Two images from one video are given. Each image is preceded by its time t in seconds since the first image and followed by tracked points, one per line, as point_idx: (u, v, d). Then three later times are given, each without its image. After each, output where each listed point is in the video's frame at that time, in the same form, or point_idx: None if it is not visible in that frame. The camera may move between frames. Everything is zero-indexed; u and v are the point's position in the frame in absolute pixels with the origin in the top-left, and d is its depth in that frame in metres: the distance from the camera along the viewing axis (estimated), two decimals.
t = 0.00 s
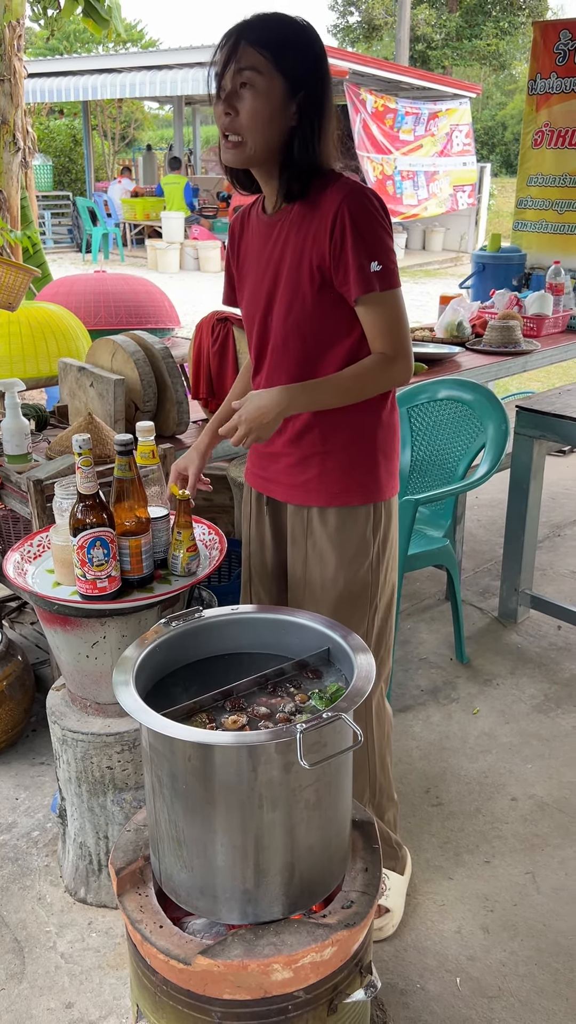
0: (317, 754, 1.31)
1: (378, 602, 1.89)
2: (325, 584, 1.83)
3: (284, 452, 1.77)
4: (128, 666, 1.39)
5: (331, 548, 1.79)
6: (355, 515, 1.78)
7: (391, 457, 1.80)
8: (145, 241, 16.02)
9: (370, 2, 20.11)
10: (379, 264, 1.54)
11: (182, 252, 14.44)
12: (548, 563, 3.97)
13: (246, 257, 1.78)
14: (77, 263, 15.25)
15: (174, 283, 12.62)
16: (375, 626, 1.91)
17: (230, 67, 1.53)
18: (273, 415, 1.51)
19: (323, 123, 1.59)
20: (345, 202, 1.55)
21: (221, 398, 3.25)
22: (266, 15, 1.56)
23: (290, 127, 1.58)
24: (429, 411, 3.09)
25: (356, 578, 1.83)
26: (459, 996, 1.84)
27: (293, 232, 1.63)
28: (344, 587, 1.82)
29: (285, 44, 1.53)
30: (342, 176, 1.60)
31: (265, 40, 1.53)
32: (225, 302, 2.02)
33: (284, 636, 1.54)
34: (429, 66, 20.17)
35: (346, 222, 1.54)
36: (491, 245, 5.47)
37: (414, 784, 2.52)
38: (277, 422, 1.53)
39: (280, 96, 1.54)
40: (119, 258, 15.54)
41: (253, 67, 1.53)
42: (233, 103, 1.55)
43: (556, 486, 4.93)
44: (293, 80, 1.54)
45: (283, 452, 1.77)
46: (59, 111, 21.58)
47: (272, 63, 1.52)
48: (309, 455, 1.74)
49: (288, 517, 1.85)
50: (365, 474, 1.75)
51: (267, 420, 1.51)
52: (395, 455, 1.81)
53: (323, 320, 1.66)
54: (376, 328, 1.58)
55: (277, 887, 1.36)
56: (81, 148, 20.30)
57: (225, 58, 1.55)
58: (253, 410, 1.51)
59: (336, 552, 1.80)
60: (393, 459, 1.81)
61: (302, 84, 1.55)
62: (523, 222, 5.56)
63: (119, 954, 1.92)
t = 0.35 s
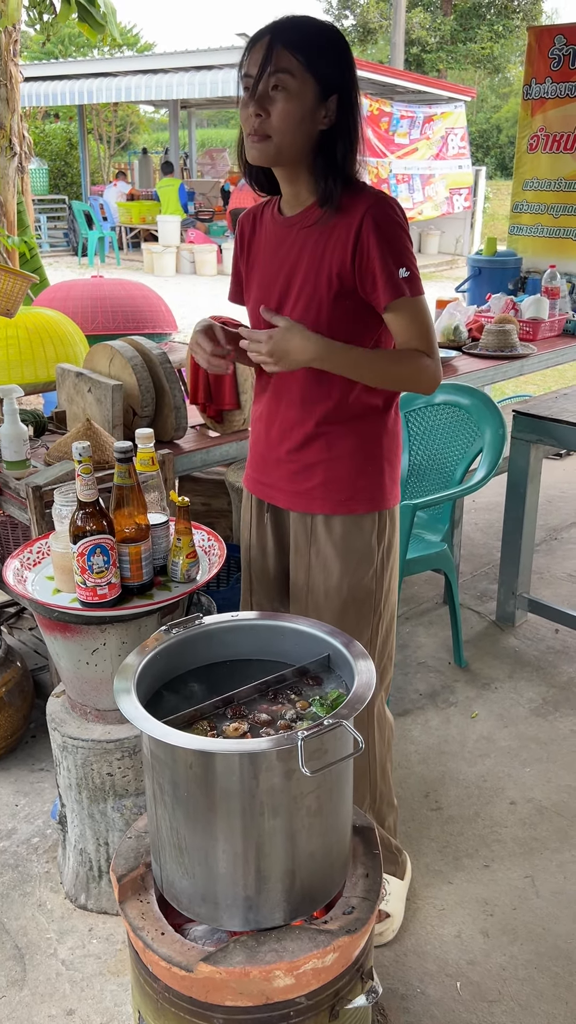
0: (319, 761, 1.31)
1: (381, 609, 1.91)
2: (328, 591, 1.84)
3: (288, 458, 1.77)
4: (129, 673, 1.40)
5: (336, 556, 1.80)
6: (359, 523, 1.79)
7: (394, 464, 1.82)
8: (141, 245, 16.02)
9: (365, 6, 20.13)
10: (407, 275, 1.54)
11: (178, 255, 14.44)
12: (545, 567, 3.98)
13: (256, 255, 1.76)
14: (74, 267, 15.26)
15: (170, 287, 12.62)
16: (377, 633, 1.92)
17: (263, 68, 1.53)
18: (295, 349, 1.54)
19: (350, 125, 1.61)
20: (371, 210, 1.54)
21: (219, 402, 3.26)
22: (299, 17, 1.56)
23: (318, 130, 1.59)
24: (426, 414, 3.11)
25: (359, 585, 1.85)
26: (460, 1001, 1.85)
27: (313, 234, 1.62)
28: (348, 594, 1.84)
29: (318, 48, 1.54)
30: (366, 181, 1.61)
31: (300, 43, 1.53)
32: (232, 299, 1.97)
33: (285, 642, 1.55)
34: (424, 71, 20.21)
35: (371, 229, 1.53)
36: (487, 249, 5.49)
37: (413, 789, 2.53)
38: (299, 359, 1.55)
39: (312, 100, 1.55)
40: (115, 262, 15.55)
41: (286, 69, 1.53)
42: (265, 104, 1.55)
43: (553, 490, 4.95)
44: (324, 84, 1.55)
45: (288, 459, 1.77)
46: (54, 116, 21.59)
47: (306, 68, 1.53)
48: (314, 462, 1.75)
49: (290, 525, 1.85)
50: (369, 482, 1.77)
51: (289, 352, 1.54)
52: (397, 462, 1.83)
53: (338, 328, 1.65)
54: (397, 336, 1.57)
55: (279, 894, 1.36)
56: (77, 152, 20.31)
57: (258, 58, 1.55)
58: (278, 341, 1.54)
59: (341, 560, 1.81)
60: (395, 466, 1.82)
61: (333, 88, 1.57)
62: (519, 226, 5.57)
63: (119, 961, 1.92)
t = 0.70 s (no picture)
0: (326, 764, 1.32)
1: (383, 609, 1.91)
2: (330, 592, 1.85)
3: (292, 460, 1.77)
4: (136, 677, 1.40)
5: (338, 558, 1.81)
6: (363, 526, 1.79)
7: (396, 469, 1.82)
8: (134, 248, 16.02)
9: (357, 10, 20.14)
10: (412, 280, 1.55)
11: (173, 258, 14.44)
12: (543, 568, 3.99)
13: (264, 256, 1.76)
14: (68, 270, 15.25)
15: (164, 290, 12.61)
16: (379, 633, 1.93)
17: (268, 72, 1.55)
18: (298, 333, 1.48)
19: (357, 126, 1.60)
20: (379, 213, 1.55)
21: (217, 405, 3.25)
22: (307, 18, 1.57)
23: (324, 131, 1.59)
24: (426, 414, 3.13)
25: (361, 588, 1.85)
26: (465, 1002, 1.85)
27: (322, 236, 1.62)
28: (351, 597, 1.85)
29: (324, 48, 1.55)
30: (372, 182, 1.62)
31: (304, 44, 1.54)
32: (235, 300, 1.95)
33: (291, 646, 1.55)
34: (416, 73, 20.25)
35: (377, 233, 1.55)
36: (482, 251, 5.51)
37: (415, 791, 2.53)
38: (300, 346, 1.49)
39: (317, 101, 1.56)
40: (109, 265, 15.54)
41: (290, 71, 1.54)
42: (269, 105, 1.56)
43: (550, 491, 4.96)
44: (330, 87, 1.56)
45: (291, 460, 1.77)
46: (47, 119, 21.57)
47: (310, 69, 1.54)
48: (316, 464, 1.75)
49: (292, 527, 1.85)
50: (371, 486, 1.77)
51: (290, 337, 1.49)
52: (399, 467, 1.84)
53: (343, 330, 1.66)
54: (395, 340, 1.57)
55: (286, 897, 1.36)
56: (70, 155, 20.30)
57: (265, 60, 1.56)
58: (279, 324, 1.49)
59: (344, 564, 1.81)
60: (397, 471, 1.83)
61: (339, 89, 1.57)
62: (514, 229, 5.59)
63: (124, 965, 1.92)
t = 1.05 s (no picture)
0: (336, 764, 1.32)
1: (382, 608, 1.90)
2: (327, 591, 1.83)
3: (290, 459, 1.77)
4: (144, 677, 1.40)
5: (334, 557, 1.80)
6: (361, 527, 1.78)
7: (394, 472, 1.80)
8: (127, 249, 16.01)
9: (348, 12, 20.18)
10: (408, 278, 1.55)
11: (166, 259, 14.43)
12: (540, 568, 4.00)
13: (266, 255, 1.77)
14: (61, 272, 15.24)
15: (157, 291, 12.59)
16: (378, 632, 1.91)
17: (290, 73, 1.53)
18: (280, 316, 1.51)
19: (368, 129, 1.63)
20: (379, 211, 1.56)
21: (216, 405, 3.25)
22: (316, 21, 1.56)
23: (338, 133, 1.61)
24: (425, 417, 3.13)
25: (358, 586, 1.84)
26: (470, 1001, 1.86)
27: (324, 234, 1.63)
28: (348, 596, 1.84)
29: (340, 53, 1.56)
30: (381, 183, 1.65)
31: (322, 48, 1.54)
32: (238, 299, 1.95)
33: (297, 646, 1.56)
34: (407, 75, 20.28)
35: (376, 230, 1.55)
36: (477, 251, 5.53)
37: (416, 790, 2.53)
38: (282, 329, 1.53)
39: (336, 105, 1.57)
40: (102, 267, 15.52)
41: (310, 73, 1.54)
42: (291, 108, 1.55)
43: (546, 491, 4.98)
44: (347, 90, 1.57)
45: (289, 459, 1.77)
46: (38, 121, 21.54)
47: (330, 73, 1.55)
48: (313, 463, 1.74)
49: (290, 526, 1.85)
50: (369, 487, 1.75)
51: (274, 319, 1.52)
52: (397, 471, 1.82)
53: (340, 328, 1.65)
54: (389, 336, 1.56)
55: (295, 897, 1.37)
56: (62, 157, 20.27)
57: (282, 61, 1.55)
58: (266, 305, 1.53)
59: (341, 562, 1.80)
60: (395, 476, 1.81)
61: (355, 92, 1.58)
62: (509, 230, 5.62)
63: (129, 967, 1.92)
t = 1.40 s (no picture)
0: (342, 762, 1.33)
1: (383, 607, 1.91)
2: (331, 589, 1.84)
3: (294, 458, 1.77)
4: (150, 677, 1.40)
5: (339, 556, 1.80)
6: (364, 525, 1.79)
7: (396, 470, 1.81)
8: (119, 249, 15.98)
9: (339, 13, 20.18)
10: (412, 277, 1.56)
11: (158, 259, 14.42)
12: (536, 568, 4.02)
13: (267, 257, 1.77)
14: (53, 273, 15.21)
15: (150, 291, 12.57)
16: (380, 631, 1.92)
17: (294, 72, 1.55)
18: (288, 332, 1.49)
19: (368, 133, 1.65)
20: (382, 212, 1.57)
21: (213, 406, 3.24)
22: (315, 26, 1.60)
23: (338, 134, 1.62)
24: (422, 417, 3.14)
25: (361, 585, 1.84)
26: (472, 998, 1.87)
27: (326, 235, 1.63)
28: (351, 596, 1.84)
29: (340, 56, 1.59)
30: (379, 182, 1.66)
31: (324, 50, 1.57)
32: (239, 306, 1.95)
33: (301, 646, 1.56)
34: (398, 75, 20.29)
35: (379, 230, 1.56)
36: (471, 252, 5.55)
37: (416, 789, 2.54)
38: (291, 342, 1.50)
39: (337, 107, 1.59)
40: (94, 267, 15.50)
41: (313, 74, 1.56)
42: (296, 105, 1.56)
43: (541, 491, 5.00)
44: (347, 93, 1.60)
45: (295, 458, 1.77)
46: (29, 121, 21.49)
47: (332, 74, 1.57)
48: (318, 463, 1.75)
49: (293, 526, 1.85)
50: (373, 485, 1.76)
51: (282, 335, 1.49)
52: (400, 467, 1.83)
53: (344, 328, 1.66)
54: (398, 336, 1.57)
55: (301, 895, 1.37)
56: (53, 157, 20.22)
57: (285, 62, 1.57)
58: (270, 323, 1.49)
59: (345, 560, 1.81)
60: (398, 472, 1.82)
61: (356, 94, 1.61)
62: (503, 230, 5.63)
63: (132, 966, 1.92)
